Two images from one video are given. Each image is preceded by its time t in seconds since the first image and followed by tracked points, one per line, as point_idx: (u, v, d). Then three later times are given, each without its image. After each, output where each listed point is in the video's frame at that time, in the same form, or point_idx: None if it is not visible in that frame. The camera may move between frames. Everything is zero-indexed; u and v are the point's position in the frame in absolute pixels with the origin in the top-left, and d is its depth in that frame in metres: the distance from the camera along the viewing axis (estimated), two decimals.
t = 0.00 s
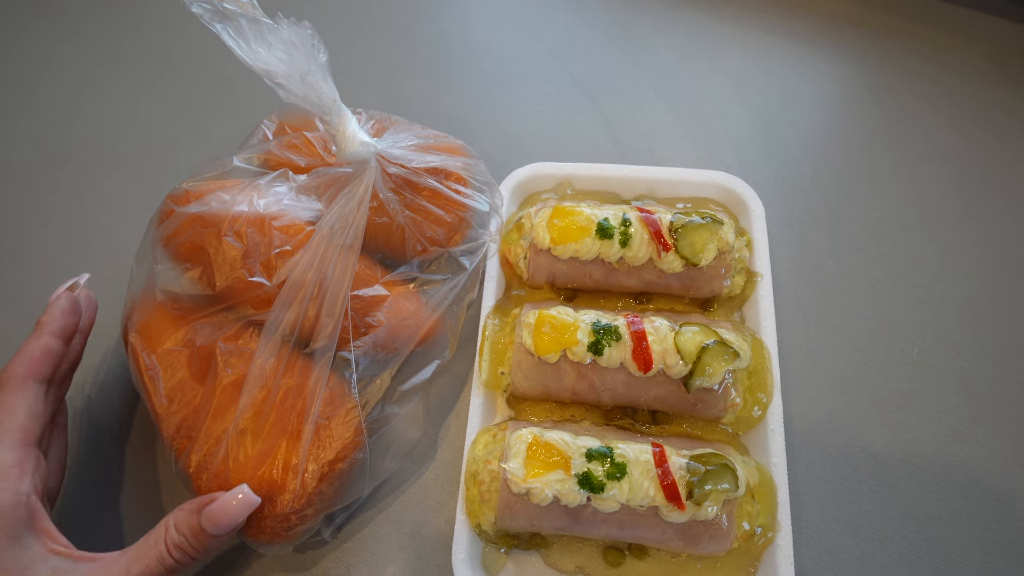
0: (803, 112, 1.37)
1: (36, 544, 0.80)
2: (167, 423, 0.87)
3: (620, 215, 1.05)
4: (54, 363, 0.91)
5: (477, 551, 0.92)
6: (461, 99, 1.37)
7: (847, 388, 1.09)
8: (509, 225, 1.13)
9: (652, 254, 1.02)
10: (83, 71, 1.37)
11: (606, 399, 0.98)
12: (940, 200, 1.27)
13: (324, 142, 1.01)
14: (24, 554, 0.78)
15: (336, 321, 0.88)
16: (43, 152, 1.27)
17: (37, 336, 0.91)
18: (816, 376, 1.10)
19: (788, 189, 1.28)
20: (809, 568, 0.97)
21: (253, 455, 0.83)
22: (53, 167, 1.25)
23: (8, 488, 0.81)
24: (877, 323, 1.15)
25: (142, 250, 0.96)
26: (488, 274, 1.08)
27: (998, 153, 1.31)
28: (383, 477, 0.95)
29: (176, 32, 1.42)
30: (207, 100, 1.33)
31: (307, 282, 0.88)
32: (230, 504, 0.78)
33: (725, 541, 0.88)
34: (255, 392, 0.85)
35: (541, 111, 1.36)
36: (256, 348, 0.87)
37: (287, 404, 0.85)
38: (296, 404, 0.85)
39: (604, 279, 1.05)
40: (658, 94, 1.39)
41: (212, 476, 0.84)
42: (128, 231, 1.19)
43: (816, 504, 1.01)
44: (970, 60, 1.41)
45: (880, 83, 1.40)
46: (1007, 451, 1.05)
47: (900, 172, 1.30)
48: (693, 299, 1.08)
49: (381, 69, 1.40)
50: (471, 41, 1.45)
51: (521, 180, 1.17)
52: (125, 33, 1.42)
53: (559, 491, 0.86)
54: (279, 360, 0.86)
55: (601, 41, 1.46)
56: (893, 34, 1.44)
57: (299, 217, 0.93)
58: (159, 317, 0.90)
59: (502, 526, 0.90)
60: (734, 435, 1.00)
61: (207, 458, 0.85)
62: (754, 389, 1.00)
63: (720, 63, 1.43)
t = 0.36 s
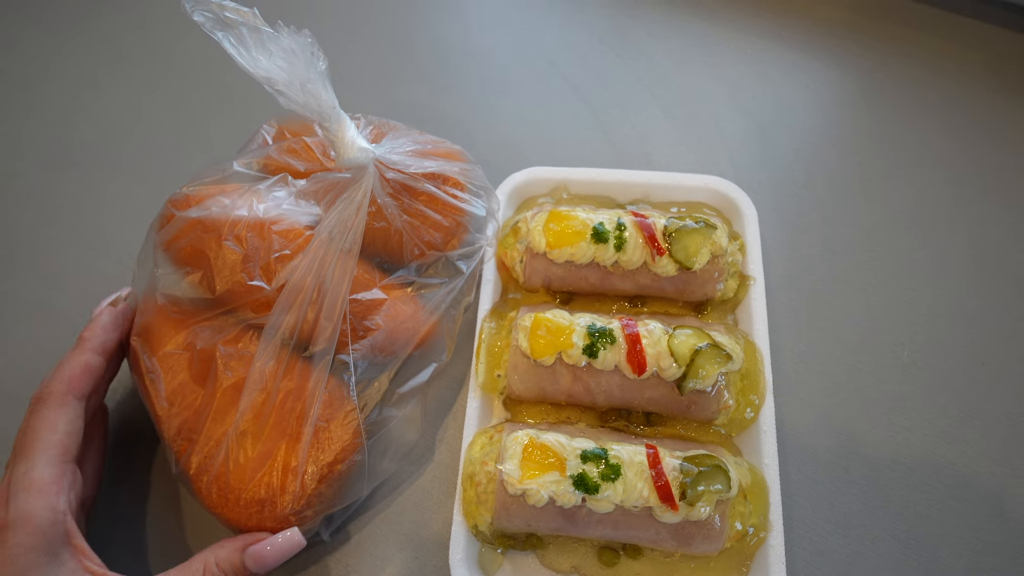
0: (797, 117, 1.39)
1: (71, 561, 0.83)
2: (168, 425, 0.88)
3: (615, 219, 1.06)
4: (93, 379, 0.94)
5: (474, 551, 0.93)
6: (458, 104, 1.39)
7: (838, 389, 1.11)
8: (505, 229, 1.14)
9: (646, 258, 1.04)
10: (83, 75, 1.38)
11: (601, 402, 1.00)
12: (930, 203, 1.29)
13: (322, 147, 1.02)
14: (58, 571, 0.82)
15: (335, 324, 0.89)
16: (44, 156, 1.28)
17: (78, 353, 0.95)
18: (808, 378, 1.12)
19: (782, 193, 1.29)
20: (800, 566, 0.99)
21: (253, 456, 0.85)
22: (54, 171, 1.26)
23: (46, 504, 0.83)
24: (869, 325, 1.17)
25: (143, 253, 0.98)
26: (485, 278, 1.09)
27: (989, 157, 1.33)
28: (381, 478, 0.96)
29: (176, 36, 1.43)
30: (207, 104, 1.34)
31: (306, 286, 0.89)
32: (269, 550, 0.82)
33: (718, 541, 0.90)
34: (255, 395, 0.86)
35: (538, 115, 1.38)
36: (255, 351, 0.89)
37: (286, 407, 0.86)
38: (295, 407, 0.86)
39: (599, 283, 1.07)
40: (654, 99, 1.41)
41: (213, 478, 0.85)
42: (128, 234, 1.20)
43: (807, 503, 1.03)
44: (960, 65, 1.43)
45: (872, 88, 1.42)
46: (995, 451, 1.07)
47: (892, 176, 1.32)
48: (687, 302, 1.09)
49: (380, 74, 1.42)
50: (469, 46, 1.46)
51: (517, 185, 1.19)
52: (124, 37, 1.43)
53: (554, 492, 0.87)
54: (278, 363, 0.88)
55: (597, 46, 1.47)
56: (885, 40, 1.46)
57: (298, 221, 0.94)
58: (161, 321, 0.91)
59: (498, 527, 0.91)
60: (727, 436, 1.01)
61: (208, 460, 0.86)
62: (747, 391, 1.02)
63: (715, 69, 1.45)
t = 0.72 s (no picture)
0: (784, 117, 1.40)
1: None
2: (163, 430, 0.89)
3: (604, 221, 1.07)
4: (34, 373, 0.93)
5: (469, 551, 0.94)
6: (449, 108, 1.40)
7: (827, 385, 1.12)
8: (497, 232, 1.15)
9: (636, 259, 1.05)
10: (76, 85, 1.39)
11: (593, 401, 1.01)
12: (916, 201, 1.30)
13: (314, 153, 1.03)
14: None
15: (328, 328, 0.90)
16: (38, 165, 1.29)
17: (20, 347, 0.94)
18: (798, 374, 1.13)
19: (770, 192, 1.31)
20: (791, 560, 1.00)
21: (248, 461, 0.86)
22: (48, 180, 1.27)
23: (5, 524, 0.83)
24: (857, 321, 1.18)
25: (137, 261, 0.99)
26: (477, 280, 1.11)
27: (973, 155, 1.35)
28: (376, 481, 0.97)
29: (168, 45, 1.44)
30: (199, 112, 1.36)
31: (298, 291, 0.90)
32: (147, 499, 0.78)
33: (710, 536, 0.91)
34: (250, 400, 0.87)
35: (528, 119, 1.39)
36: (249, 357, 0.90)
37: (281, 411, 0.87)
38: (289, 411, 0.87)
39: (590, 284, 1.08)
40: (642, 102, 1.42)
41: (208, 482, 0.86)
42: (123, 242, 1.21)
43: (798, 498, 1.04)
44: (944, 64, 1.44)
45: (857, 87, 1.43)
46: (981, 444, 1.08)
47: (878, 174, 1.33)
48: (677, 301, 1.11)
49: (371, 80, 1.43)
50: (459, 51, 1.48)
51: (508, 188, 1.20)
52: (117, 47, 1.44)
53: (547, 491, 0.89)
54: (272, 367, 0.89)
55: (586, 50, 1.49)
56: (869, 40, 1.48)
57: (290, 227, 0.95)
58: (154, 328, 0.92)
59: (492, 526, 0.92)
60: (718, 433, 1.03)
61: (202, 466, 0.86)
62: (737, 388, 1.03)
63: (702, 70, 1.46)
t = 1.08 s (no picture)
0: (781, 103, 1.39)
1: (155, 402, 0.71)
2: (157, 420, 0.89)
3: (598, 209, 1.07)
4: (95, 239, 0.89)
5: (464, 539, 0.94)
6: (444, 98, 1.39)
7: (824, 372, 1.12)
8: (491, 221, 1.15)
9: (630, 246, 1.05)
10: (71, 79, 1.39)
11: (587, 388, 1.01)
12: (913, 186, 1.30)
13: (306, 143, 1.02)
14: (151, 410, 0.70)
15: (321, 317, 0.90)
16: (34, 159, 1.29)
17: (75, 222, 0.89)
18: (794, 362, 1.13)
19: (767, 179, 1.30)
20: (787, 547, 1.00)
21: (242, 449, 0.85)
22: (44, 174, 1.28)
23: (126, 406, 0.69)
24: (854, 308, 1.17)
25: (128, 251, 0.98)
26: (472, 269, 1.10)
27: (972, 140, 1.34)
28: (371, 468, 0.98)
29: (163, 38, 1.44)
30: (194, 105, 1.35)
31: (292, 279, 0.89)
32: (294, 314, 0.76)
33: (704, 523, 0.91)
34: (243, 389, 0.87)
35: (523, 108, 1.39)
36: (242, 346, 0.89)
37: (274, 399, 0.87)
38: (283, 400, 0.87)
39: (584, 272, 1.08)
40: (639, 89, 1.41)
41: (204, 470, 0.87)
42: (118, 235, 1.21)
43: (793, 486, 1.04)
44: (942, 48, 1.43)
45: (855, 72, 1.42)
46: (978, 430, 1.08)
47: (875, 159, 1.33)
48: (672, 289, 1.10)
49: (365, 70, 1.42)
50: (453, 40, 1.47)
51: (503, 177, 1.19)
52: (112, 40, 1.44)
53: (541, 479, 0.89)
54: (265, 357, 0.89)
55: (582, 37, 1.48)
56: (867, 25, 1.47)
57: (283, 217, 0.95)
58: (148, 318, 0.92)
59: (487, 514, 0.92)
60: (713, 420, 1.02)
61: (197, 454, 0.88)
62: (731, 375, 1.03)
63: (699, 57, 1.45)
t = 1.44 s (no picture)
0: (781, 106, 1.39)
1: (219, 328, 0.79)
2: (153, 415, 0.89)
3: (598, 210, 1.06)
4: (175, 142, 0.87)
5: (457, 539, 0.94)
6: (444, 95, 1.39)
7: (820, 379, 1.12)
8: (489, 220, 1.14)
9: (629, 248, 1.05)
10: (67, 68, 1.37)
11: (583, 391, 1.01)
12: (912, 192, 1.30)
13: (306, 138, 1.02)
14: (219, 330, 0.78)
15: (318, 315, 0.89)
16: (29, 149, 1.28)
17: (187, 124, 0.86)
18: (790, 367, 1.13)
19: (766, 183, 1.30)
20: (779, 553, 1.00)
21: (237, 446, 0.85)
22: (38, 164, 1.26)
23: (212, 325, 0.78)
24: (850, 315, 1.17)
25: (127, 244, 0.98)
26: (469, 268, 1.10)
27: (972, 147, 1.34)
28: (365, 467, 0.98)
29: (161, 29, 1.42)
30: (192, 96, 1.34)
31: (289, 277, 0.90)
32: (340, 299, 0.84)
33: (698, 527, 0.91)
34: (239, 385, 0.87)
35: (524, 106, 1.38)
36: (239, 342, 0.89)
37: (270, 396, 0.87)
38: (278, 396, 0.87)
39: (582, 273, 1.07)
40: (640, 90, 1.41)
41: (198, 467, 0.86)
42: (114, 227, 1.20)
43: (787, 491, 1.04)
44: (943, 54, 1.43)
45: (856, 76, 1.42)
46: (971, 438, 1.08)
47: (875, 165, 1.32)
48: (670, 292, 1.10)
49: (365, 65, 1.42)
50: (454, 37, 1.46)
51: (502, 176, 1.19)
52: (109, 30, 1.42)
53: (535, 481, 0.88)
54: (261, 353, 0.88)
55: (583, 36, 1.47)
56: (869, 29, 1.46)
57: (281, 212, 0.94)
58: (145, 313, 0.91)
59: (481, 515, 0.92)
60: (708, 425, 1.03)
61: (192, 450, 0.87)
62: (728, 379, 1.03)
63: (701, 59, 1.45)
